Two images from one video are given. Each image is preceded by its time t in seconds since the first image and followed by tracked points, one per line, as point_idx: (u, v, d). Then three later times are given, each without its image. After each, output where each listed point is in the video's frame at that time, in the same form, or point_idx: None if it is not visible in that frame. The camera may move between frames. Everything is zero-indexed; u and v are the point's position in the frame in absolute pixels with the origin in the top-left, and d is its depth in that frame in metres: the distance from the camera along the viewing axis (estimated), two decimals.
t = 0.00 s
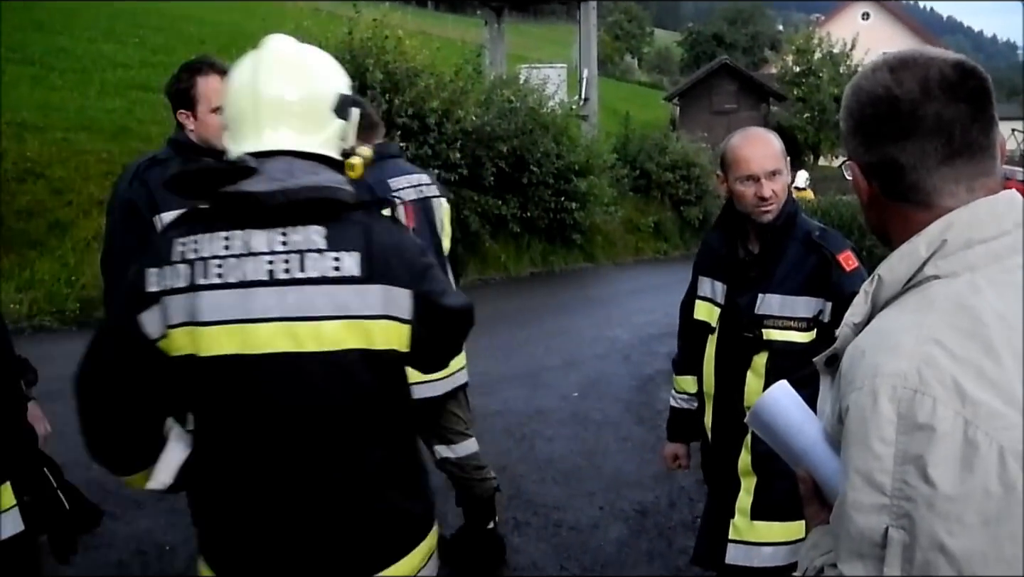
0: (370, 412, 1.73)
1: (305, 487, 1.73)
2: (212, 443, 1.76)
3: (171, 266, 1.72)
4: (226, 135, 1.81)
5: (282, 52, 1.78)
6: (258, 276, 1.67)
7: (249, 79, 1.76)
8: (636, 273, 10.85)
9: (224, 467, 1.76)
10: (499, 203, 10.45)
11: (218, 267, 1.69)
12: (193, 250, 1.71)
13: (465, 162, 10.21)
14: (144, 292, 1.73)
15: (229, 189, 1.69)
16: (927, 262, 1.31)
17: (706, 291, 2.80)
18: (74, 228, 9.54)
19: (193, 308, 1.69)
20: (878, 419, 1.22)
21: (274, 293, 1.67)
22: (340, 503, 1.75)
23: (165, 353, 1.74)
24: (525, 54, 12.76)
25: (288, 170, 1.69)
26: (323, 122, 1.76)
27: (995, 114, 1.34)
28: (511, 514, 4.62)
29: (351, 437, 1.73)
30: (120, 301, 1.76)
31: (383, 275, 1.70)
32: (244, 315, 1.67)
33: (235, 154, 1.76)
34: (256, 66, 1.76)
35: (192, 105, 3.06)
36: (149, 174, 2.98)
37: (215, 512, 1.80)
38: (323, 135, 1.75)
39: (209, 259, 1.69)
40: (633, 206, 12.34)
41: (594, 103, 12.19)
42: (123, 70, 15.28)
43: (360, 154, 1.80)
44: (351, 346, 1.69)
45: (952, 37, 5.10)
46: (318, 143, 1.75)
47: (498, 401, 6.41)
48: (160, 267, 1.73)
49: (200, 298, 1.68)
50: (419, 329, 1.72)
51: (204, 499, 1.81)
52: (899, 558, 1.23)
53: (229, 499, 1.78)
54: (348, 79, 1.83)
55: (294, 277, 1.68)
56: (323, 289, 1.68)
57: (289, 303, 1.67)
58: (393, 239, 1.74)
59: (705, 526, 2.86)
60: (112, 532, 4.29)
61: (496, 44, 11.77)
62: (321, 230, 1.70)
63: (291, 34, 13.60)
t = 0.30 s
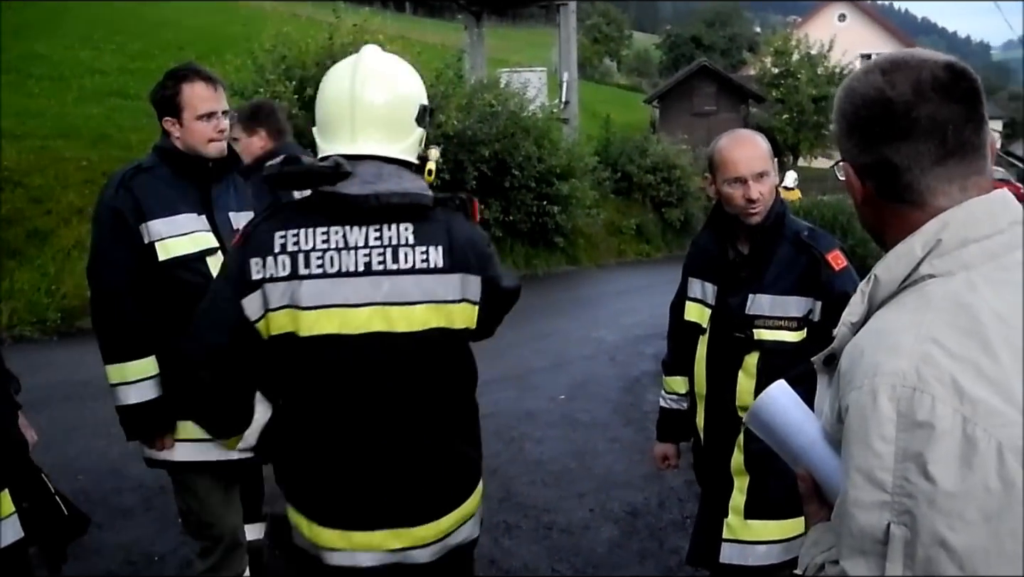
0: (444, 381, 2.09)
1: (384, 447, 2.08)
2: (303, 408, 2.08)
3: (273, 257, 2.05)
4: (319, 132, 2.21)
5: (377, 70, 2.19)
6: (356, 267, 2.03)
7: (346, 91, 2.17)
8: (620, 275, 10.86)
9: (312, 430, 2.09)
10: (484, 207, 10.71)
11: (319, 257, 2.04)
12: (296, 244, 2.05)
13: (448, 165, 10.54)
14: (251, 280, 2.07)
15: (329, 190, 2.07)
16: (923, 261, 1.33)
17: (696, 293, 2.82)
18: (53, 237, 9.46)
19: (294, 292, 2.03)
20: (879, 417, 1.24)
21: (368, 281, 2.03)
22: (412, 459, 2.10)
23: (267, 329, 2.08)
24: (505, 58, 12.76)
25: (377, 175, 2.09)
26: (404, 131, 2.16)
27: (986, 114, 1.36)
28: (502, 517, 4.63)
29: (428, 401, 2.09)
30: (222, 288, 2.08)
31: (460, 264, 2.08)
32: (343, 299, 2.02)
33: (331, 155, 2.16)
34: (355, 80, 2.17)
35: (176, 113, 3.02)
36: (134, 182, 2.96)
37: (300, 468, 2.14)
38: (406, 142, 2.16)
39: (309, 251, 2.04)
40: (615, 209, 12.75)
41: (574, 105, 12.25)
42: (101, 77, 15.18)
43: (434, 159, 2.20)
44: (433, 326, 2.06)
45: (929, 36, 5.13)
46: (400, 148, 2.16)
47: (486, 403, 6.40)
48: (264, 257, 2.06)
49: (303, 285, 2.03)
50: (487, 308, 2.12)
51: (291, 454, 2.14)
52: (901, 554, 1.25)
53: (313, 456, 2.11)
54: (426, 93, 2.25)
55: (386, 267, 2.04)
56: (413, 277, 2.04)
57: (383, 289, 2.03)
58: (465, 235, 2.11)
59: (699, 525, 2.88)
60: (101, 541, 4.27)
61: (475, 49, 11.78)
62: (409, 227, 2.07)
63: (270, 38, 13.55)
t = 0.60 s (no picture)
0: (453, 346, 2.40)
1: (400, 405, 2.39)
2: (333, 372, 2.41)
3: (298, 229, 2.35)
4: (340, 121, 2.49)
5: (391, 65, 2.48)
6: (372, 238, 2.32)
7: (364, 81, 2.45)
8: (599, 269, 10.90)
9: (341, 392, 2.42)
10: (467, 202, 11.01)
11: (340, 228, 2.32)
12: (319, 216, 2.34)
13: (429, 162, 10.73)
14: (279, 249, 2.36)
15: (348, 169, 2.35)
16: (923, 248, 1.35)
17: (683, 285, 2.84)
18: (26, 241, 9.37)
19: (318, 260, 2.33)
20: (884, 398, 1.27)
21: (384, 249, 2.32)
22: (427, 427, 2.42)
23: (294, 294, 2.38)
24: (479, 54, 12.72)
25: (392, 156, 2.36)
26: (415, 118, 2.45)
27: (979, 104, 1.39)
28: (490, 512, 4.64)
29: (438, 365, 2.39)
30: (255, 258, 2.38)
31: (467, 237, 2.37)
32: (362, 266, 2.32)
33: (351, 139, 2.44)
34: (370, 74, 2.46)
35: (157, 114, 2.99)
36: (116, 185, 2.93)
37: (330, 426, 2.47)
38: (417, 126, 2.45)
39: (330, 222, 2.32)
40: (591, 204, 12.64)
41: (549, 101, 12.18)
42: (71, 79, 15.01)
43: (443, 142, 2.48)
44: (443, 293, 2.35)
45: (899, 29, 5.18)
46: (413, 132, 2.44)
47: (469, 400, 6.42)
48: (290, 229, 2.35)
49: (325, 253, 2.32)
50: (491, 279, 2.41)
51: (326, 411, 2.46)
52: (908, 532, 1.27)
53: (341, 414, 2.44)
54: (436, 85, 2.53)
55: (399, 237, 2.32)
56: (424, 246, 2.33)
57: (396, 258, 2.32)
58: (470, 214, 2.39)
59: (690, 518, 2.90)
60: (87, 548, 4.25)
61: (449, 46, 11.51)
62: (420, 201, 2.36)
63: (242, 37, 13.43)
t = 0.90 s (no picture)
0: (462, 336, 2.56)
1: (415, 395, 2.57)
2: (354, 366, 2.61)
3: (315, 241, 2.53)
4: (342, 143, 2.65)
5: (381, 86, 2.64)
6: (379, 245, 2.49)
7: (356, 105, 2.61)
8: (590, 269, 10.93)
9: (363, 384, 2.61)
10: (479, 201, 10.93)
11: (350, 237, 2.49)
12: (330, 229, 2.51)
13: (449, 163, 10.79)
14: (298, 261, 2.55)
15: (351, 186, 2.53)
16: (941, 241, 1.40)
17: (686, 286, 2.89)
18: (18, 246, 9.34)
19: (334, 267, 2.52)
20: (904, 383, 1.31)
21: (391, 254, 2.49)
22: (440, 412, 2.59)
23: (315, 300, 2.58)
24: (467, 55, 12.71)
25: (391, 171, 2.53)
26: (411, 134, 2.59)
27: (990, 105, 1.45)
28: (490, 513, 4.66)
29: (449, 353, 2.56)
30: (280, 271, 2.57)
31: (466, 237, 2.53)
32: (373, 270, 2.49)
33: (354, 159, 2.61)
34: (364, 96, 2.60)
35: (161, 118, 3.01)
36: (120, 190, 2.93)
37: (356, 417, 2.67)
38: (413, 140, 2.60)
39: (341, 233, 2.50)
40: (582, 204, 12.63)
41: (538, 101, 12.13)
42: (57, 82, 14.96)
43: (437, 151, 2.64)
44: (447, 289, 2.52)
45: (883, 26, 5.21)
46: (409, 145, 2.60)
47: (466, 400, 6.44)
48: (307, 242, 2.54)
49: (338, 262, 2.51)
50: (492, 273, 2.55)
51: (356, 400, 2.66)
52: (930, 512, 1.31)
53: (365, 405, 2.63)
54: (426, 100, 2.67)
55: (403, 242, 2.49)
56: (426, 249, 2.50)
57: (402, 260, 2.49)
58: (469, 212, 2.55)
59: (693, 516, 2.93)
60: (88, 553, 4.25)
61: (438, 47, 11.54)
62: (419, 209, 2.51)
63: (229, 40, 13.37)
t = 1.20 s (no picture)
0: (461, 295, 3.02)
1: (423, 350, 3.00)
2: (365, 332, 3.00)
3: (327, 219, 2.90)
4: (345, 129, 3.05)
5: (379, 82, 3.02)
6: (388, 219, 2.90)
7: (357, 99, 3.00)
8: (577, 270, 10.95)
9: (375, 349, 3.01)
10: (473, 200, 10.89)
11: (362, 215, 2.89)
12: (341, 208, 2.90)
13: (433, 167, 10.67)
14: (310, 237, 2.92)
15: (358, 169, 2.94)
16: (951, 239, 1.46)
17: (675, 294, 2.79)
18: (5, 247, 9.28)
19: (346, 243, 2.90)
20: (923, 373, 1.36)
21: (398, 227, 2.91)
22: (446, 364, 3.04)
23: (328, 274, 2.95)
24: (453, 58, 12.67)
25: (391, 152, 2.94)
26: (406, 121, 3.01)
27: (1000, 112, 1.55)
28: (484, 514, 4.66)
29: (451, 313, 3.00)
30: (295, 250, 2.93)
31: (462, 209, 2.99)
32: (382, 243, 2.91)
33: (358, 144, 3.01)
34: (365, 89, 3.00)
35: (164, 117, 3.03)
36: (123, 188, 2.95)
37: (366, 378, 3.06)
38: (409, 125, 3.01)
39: (353, 211, 2.89)
40: (566, 206, 12.80)
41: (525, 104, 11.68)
42: (42, 82, 14.86)
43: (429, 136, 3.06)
44: (449, 255, 2.97)
45: (865, 29, 5.27)
46: (406, 130, 3.02)
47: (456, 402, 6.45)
48: (320, 221, 2.91)
49: (351, 236, 2.90)
50: (484, 241, 3.04)
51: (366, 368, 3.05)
52: (949, 497, 1.35)
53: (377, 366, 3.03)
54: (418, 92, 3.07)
55: (408, 217, 2.92)
56: (430, 221, 2.94)
57: (408, 232, 2.92)
58: (463, 189, 3.01)
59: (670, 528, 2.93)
60: (81, 554, 4.24)
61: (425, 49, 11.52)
62: (421, 185, 2.95)
63: (215, 41, 13.29)
